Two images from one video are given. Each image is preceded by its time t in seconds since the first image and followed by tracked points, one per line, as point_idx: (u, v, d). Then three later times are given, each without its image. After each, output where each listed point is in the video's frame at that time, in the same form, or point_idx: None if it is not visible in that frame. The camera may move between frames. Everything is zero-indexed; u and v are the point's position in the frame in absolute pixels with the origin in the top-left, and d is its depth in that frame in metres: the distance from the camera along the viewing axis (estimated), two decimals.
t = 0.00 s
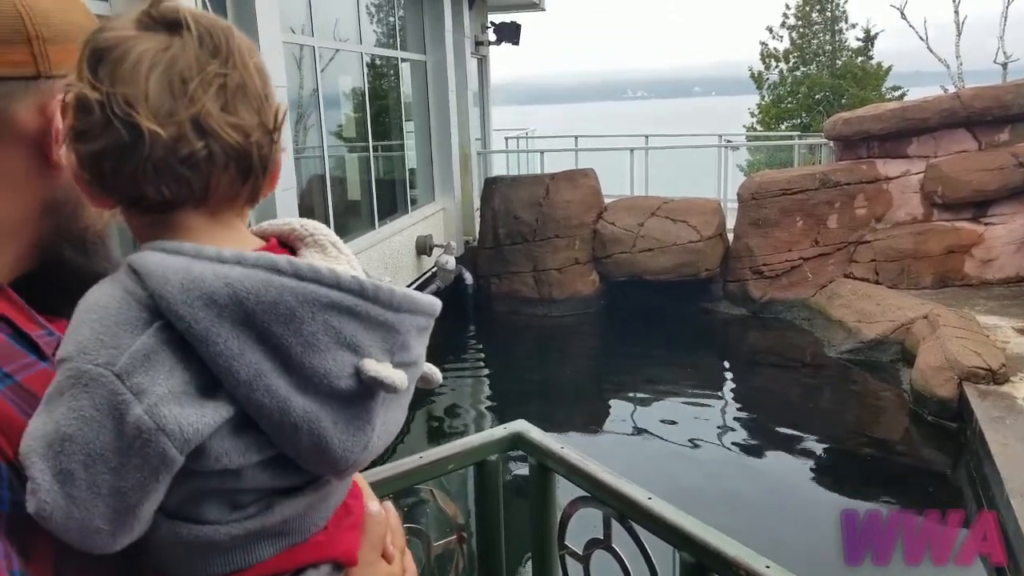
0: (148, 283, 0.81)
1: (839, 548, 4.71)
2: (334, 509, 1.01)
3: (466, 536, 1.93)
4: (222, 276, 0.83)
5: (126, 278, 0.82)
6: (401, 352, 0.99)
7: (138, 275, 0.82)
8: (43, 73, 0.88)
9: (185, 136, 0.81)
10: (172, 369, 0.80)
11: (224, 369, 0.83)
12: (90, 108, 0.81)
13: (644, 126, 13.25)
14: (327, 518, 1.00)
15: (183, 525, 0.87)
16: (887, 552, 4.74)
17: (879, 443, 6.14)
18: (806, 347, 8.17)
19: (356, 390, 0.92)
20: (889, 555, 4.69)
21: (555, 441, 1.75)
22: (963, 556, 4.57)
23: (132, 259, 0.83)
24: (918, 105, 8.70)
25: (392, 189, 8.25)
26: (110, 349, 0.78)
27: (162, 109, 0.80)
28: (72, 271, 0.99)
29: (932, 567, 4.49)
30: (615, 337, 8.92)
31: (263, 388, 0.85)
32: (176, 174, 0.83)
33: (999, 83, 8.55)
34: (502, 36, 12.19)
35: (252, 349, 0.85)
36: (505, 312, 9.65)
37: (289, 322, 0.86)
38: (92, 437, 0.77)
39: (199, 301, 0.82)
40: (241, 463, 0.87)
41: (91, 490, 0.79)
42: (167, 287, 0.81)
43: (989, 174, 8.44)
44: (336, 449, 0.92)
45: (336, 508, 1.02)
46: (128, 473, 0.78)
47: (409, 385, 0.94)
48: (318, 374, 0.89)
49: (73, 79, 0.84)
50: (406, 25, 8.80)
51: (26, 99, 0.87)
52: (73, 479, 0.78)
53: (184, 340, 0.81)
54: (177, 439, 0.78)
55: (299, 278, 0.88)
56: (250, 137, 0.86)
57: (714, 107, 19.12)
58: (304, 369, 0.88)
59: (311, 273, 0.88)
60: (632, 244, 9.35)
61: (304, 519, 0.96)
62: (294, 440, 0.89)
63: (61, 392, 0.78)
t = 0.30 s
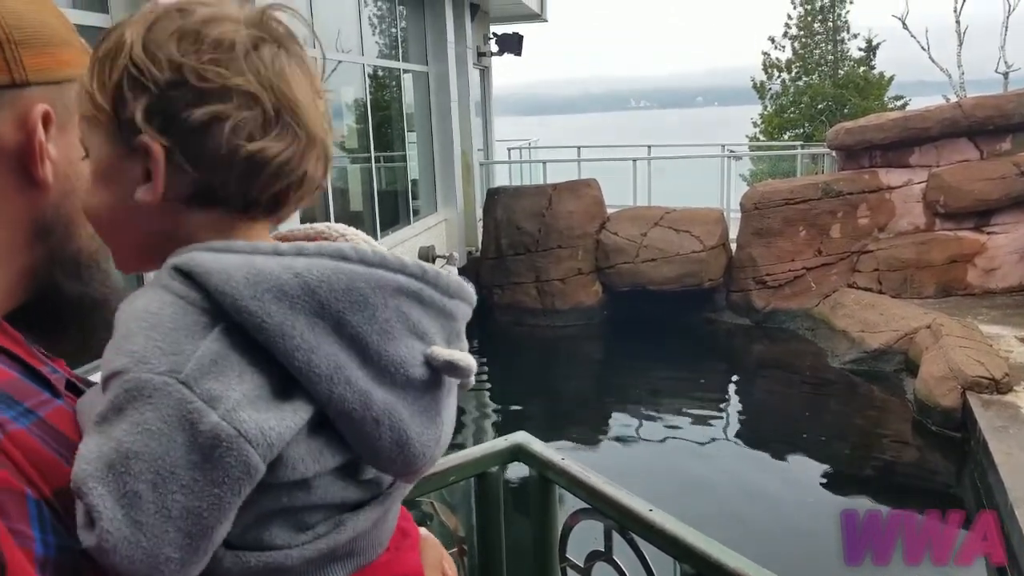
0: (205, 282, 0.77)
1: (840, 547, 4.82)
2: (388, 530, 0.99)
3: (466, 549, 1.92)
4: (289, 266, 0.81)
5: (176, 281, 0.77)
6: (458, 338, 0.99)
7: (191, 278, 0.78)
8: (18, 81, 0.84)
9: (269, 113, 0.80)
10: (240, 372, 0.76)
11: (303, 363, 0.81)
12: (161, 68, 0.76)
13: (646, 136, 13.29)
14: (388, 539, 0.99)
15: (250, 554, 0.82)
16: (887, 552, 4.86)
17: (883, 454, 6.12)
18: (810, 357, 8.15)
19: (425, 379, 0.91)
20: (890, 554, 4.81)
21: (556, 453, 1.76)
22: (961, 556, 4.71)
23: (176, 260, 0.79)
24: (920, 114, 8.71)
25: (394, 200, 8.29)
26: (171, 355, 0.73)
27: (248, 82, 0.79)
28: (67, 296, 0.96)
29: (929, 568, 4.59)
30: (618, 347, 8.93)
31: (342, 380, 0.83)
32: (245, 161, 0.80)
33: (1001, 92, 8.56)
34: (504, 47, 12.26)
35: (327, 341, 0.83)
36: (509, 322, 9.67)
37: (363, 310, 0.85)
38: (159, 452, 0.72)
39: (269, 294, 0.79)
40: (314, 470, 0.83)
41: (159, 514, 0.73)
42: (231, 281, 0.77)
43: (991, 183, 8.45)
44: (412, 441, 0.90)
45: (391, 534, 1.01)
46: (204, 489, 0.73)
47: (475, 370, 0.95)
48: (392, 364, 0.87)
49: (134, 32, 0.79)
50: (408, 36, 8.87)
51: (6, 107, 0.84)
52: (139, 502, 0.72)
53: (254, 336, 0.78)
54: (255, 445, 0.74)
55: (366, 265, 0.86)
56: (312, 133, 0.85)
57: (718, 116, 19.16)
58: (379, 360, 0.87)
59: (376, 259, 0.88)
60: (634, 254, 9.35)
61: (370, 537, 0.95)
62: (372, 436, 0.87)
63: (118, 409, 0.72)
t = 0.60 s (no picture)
0: (259, 297, 0.75)
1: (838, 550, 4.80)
2: (424, 533, 0.99)
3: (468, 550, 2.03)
4: (343, 279, 0.81)
5: (219, 297, 0.75)
6: (480, 330, 1.02)
7: (237, 295, 0.76)
8: (20, 77, 0.88)
9: (303, 93, 0.83)
10: (300, 392, 0.76)
11: (364, 380, 0.82)
12: (192, 55, 0.74)
13: (651, 139, 13.27)
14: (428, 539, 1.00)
15: (300, 566, 0.82)
16: (886, 553, 4.84)
17: (887, 459, 6.10)
18: (815, 361, 8.12)
19: (466, 377, 0.95)
20: (889, 556, 4.79)
21: (558, 455, 1.75)
22: (960, 556, 4.69)
23: (214, 272, 0.76)
24: (927, 117, 8.67)
25: (397, 202, 8.29)
26: (229, 382, 0.72)
27: (282, 63, 0.80)
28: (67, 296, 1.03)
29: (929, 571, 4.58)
30: (622, 351, 8.92)
31: (401, 394, 0.85)
32: (285, 148, 0.82)
33: (1008, 96, 8.51)
34: (509, 50, 12.26)
35: (381, 353, 0.84)
36: (513, 325, 9.68)
37: (412, 319, 0.86)
38: (224, 485, 0.70)
39: (329, 310, 0.79)
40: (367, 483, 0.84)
41: (221, 548, 0.71)
42: (288, 297, 0.76)
43: (997, 187, 8.42)
44: (458, 443, 0.94)
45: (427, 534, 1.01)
46: (270, 518, 0.73)
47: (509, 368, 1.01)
48: (441, 371, 0.90)
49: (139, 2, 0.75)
50: (412, 38, 8.88)
51: (8, 104, 0.89)
52: (202, 539, 0.70)
53: (314, 354, 0.78)
54: (322, 470, 0.75)
55: (413, 272, 0.88)
56: (331, 107, 0.89)
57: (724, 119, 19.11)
58: (430, 366, 0.89)
59: (420, 265, 0.89)
60: (639, 258, 9.35)
61: (413, 540, 0.95)
62: (425, 446, 0.89)
63: (172, 442, 0.70)
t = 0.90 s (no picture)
0: (301, 318, 0.77)
1: (839, 547, 4.79)
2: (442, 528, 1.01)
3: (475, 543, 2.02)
4: (383, 302, 0.83)
5: (261, 316, 0.77)
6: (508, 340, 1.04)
7: (279, 313, 0.78)
8: (55, 68, 0.87)
9: (354, 117, 0.86)
10: (337, 415, 0.79)
11: (397, 400, 0.84)
12: (247, 77, 0.76)
13: (658, 135, 13.21)
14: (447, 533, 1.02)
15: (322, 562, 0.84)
16: (887, 552, 4.82)
17: (895, 457, 6.06)
18: (822, 358, 8.09)
19: (492, 390, 0.97)
20: (889, 556, 4.78)
21: (562, 452, 1.73)
22: (960, 558, 4.68)
23: (254, 289, 0.78)
24: (936, 113, 8.60)
25: (402, 199, 8.29)
26: (269, 404, 0.74)
27: (336, 87, 0.83)
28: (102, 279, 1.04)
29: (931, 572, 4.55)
30: (628, 348, 8.90)
31: (432, 414, 0.87)
32: (333, 172, 0.85)
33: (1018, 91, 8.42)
34: (515, 46, 12.23)
35: (416, 374, 0.86)
36: (518, 322, 9.67)
37: (446, 341, 0.88)
38: (257, 505, 0.73)
39: (368, 332, 0.82)
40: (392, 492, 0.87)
41: (248, 558, 0.75)
42: (330, 321, 0.79)
43: (1007, 183, 8.34)
44: (482, 454, 0.96)
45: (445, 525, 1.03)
46: (296, 535, 0.76)
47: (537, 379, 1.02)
48: (471, 390, 0.92)
49: (193, 6, 0.75)
50: (417, 34, 8.86)
51: (42, 95, 0.87)
52: (231, 549, 0.73)
53: (350, 375, 0.81)
54: (350, 493, 0.78)
55: (449, 292, 0.90)
56: (374, 126, 0.91)
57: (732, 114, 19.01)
58: (461, 383, 0.91)
59: (456, 286, 0.91)
60: (644, 254, 9.30)
61: (430, 536, 0.96)
62: (451, 458, 0.92)
63: (210, 459, 0.72)
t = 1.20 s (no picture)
0: (314, 298, 0.81)
1: (840, 548, 4.80)
2: (443, 506, 1.02)
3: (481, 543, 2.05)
4: (390, 285, 0.87)
5: (277, 295, 0.81)
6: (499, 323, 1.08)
7: (295, 294, 0.81)
8: (99, 68, 0.94)
9: (385, 128, 0.93)
10: (345, 387, 0.82)
11: (401, 373, 0.87)
12: (309, 84, 0.82)
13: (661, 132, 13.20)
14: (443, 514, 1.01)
15: (318, 532, 0.85)
16: (887, 552, 4.83)
17: (900, 453, 6.08)
18: (826, 355, 8.10)
19: (484, 365, 0.99)
20: (890, 556, 4.79)
21: (566, 453, 1.76)
22: (960, 559, 4.69)
23: (273, 272, 0.82)
24: (939, 109, 8.60)
25: (405, 198, 8.30)
26: (283, 374, 0.78)
27: (375, 100, 0.90)
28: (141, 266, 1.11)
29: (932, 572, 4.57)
30: (632, 346, 8.92)
31: (433, 387, 0.90)
32: (366, 176, 0.91)
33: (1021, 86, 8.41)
34: (517, 44, 12.22)
35: (420, 351, 0.89)
36: (522, 320, 9.68)
37: (448, 320, 0.91)
38: (268, 465, 0.76)
39: (375, 312, 0.85)
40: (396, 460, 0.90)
41: (254, 517, 0.78)
42: (342, 301, 0.82)
43: (1010, 179, 8.35)
44: (475, 425, 0.98)
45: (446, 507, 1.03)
46: (301, 498, 0.78)
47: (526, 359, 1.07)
48: (469, 366, 0.95)
49: (264, 17, 0.81)
50: (420, 33, 8.87)
51: (89, 94, 0.94)
52: (240, 506, 0.77)
53: (357, 351, 0.84)
54: (353, 460, 0.81)
55: (450, 276, 0.93)
56: (395, 140, 0.98)
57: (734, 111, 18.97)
58: (459, 359, 0.94)
59: (456, 270, 0.94)
60: (648, 252, 9.32)
61: (424, 514, 0.96)
62: (447, 427, 0.94)
63: (228, 423, 0.76)
